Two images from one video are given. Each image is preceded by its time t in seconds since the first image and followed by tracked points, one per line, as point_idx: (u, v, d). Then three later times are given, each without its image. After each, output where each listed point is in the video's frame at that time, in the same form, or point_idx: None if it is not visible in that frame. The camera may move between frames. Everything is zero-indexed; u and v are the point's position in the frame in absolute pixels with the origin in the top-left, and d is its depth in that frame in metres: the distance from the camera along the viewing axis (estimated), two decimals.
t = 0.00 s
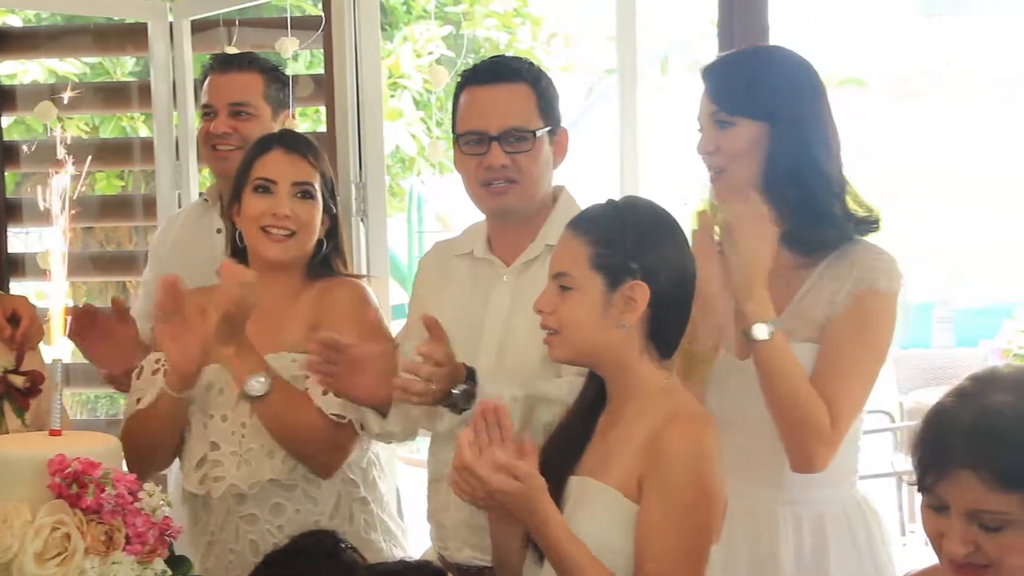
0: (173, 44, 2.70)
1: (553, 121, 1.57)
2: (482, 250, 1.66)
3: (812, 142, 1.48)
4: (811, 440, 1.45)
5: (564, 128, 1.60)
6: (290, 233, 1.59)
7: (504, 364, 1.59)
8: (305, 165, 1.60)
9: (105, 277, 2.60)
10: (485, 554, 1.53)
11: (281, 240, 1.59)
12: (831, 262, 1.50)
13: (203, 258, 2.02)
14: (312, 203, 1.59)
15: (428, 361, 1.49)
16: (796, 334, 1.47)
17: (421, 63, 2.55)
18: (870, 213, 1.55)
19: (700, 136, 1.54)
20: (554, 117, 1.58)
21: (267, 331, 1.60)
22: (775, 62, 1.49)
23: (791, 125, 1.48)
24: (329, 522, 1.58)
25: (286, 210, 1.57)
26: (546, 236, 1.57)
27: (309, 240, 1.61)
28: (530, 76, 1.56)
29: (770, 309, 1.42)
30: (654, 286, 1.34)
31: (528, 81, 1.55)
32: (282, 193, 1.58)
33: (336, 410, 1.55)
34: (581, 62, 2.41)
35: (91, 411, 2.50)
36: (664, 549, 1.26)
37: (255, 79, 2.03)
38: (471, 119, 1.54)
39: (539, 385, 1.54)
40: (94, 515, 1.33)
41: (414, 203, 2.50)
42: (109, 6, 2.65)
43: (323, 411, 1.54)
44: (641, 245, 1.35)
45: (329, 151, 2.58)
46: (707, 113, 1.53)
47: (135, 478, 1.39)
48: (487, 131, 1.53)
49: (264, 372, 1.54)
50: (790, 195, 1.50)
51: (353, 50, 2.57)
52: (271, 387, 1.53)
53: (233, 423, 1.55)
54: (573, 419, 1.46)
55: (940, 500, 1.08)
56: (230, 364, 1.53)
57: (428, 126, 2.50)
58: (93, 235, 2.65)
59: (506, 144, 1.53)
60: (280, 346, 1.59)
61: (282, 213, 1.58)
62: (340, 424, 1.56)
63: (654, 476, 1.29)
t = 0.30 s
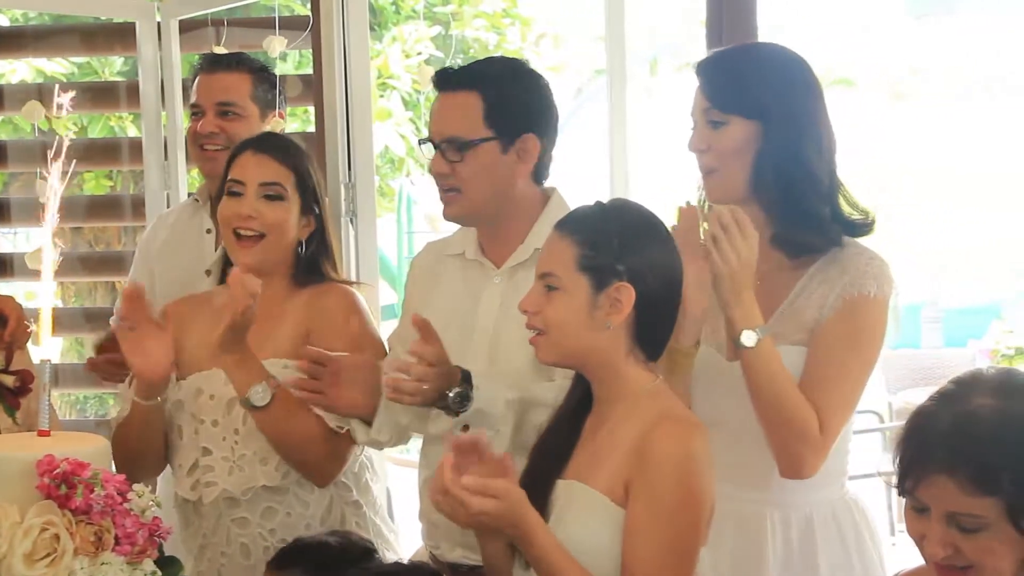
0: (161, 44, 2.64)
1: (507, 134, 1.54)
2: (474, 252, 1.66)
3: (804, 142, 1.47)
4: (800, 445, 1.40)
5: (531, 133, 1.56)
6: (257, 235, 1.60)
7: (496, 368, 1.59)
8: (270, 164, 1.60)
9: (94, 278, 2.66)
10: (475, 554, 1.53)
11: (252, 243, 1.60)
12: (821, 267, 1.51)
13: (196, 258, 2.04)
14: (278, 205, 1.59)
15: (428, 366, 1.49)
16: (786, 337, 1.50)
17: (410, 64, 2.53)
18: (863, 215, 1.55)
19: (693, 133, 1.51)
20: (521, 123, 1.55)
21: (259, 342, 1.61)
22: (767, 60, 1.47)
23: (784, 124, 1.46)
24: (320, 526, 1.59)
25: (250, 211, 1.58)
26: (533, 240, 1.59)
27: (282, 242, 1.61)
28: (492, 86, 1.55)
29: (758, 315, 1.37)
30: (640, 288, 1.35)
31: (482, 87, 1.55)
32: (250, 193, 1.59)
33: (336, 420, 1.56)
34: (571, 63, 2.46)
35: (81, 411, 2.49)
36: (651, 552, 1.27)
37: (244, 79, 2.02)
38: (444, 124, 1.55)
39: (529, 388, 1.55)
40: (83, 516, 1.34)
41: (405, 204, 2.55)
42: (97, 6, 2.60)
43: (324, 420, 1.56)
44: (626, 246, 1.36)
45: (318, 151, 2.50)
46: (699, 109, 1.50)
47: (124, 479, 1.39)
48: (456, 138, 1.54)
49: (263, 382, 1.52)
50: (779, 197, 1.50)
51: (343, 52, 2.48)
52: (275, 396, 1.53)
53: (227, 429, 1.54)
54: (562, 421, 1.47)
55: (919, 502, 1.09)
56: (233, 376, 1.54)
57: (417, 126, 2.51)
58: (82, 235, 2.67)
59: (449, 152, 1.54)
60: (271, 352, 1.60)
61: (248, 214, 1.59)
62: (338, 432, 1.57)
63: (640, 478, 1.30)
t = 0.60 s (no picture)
0: (166, 44, 2.62)
1: (505, 137, 1.54)
2: (480, 251, 1.66)
3: (866, 142, 1.48)
4: (807, 449, 1.40)
5: (531, 134, 1.56)
6: (256, 239, 1.61)
7: (499, 369, 1.58)
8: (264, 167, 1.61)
9: (99, 277, 2.67)
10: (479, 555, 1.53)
11: (251, 246, 1.61)
12: (839, 268, 1.52)
13: (200, 258, 2.05)
14: (275, 207, 1.60)
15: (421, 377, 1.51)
16: (800, 338, 1.50)
17: (415, 64, 2.56)
18: (903, 227, 1.55)
19: (760, 115, 1.48)
20: (521, 125, 1.55)
21: (266, 343, 1.62)
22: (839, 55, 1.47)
23: (852, 121, 1.47)
24: (326, 527, 1.59)
25: (247, 215, 1.59)
26: (538, 239, 1.58)
27: (281, 244, 1.62)
28: (491, 86, 1.54)
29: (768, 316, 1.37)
30: (645, 286, 1.36)
31: (478, 89, 1.55)
32: (247, 198, 1.60)
33: (339, 429, 1.55)
34: (572, 64, 2.49)
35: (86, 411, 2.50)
36: (654, 552, 1.28)
37: (249, 79, 2.01)
38: (447, 125, 1.55)
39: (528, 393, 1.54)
40: (89, 515, 1.34)
41: (409, 205, 2.57)
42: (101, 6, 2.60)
43: (323, 428, 1.54)
44: (631, 244, 1.36)
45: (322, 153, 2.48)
46: (772, 94, 1.47)
47: (130, 478, 1.40)
48: (457, 139, 1.54)
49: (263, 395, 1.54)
50: (831, 196, 1.51)
51: (348, 48, 2.46)
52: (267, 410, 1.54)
53: (233, 431, 1.58)
54: (566, 421, 1.47)
55: (929, 487, 1.09)
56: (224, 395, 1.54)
57: (422, 125, 2.54)
58: (87, 235, 2.70)
59: (449, 156, 1.54)
60: (279, 353, 1.60)
61: (245, 219, 1.59)
62: (342, 441, 1.56)
63: (644, 477, 1.31)
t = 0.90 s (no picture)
0: (179, 45, 2.65)
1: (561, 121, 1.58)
2: (493, 249, 1.66)
3: (884, 126, 1.60)
4: (832, 448, 1.41)
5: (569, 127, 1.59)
6: (263, 237, 1.62)
7: (511, 364, 1.58)
8: (271, 165, 1.61)
9: (113, 277, 2.67)
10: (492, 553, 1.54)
11: (261, 242, 1.63)
12: (858, 267, 1.56)
13: (210, 256, 2.05)
14: (282, 204, 1.61)
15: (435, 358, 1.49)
16: (824, 336, 1.53)
17: (427, 64, 2.56)
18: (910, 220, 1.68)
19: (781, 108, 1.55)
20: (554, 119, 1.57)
21: (282, 335, 1.64)
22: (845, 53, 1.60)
23: (871, 112, 1.58)
24: (341, 522, 1.61)
25: (255, 214, 1.61)
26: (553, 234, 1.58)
27: (291, 239, 1.63)
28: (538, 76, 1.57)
29: (790, 315, 1.39)
30: (660, 286, 1.36)
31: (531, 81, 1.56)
32: (254, 196, 1.61)
33: (348, 414, 1.57)
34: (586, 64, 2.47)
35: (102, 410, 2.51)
36: (672, 551, 1.28)
37: (260, 81, 2.02)
38: (477, 119, 1.56)
39: (540, 384, 1.54)
40: (103, 514, 1.35)
41: (421, 205, 2.55)
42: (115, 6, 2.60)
43: (335, 414, 1.57)
44: (646, 244, 1.37)
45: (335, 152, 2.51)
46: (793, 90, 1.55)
47: (144, 477, 1.41)
48: (493, 130, 1.55)
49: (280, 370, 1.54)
50: (864, 178, 1.61)
51: (360, 51, 2.49)
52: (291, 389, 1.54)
53: (248, 423, 1.60)
54: (582, 420, 1.47)
55: (950, 478, 1.10)
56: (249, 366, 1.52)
57: (434, 126, 2.55)
58: (101, 234, 2.71)
59: (514, 143, 1.55)
60: (292, 346, 1.63)
61: (252, 217, 1.61)
62: (352, 428, 1.58)
63: (661, 475, 1.31)
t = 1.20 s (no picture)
0: (214, 45, 2.70)
1: (574, 132, 1.62)
2: (532, 249, 1.72)
3: (903, 119, 1.58)
4: (875, 444, 1.45)
5: (598, 128, 1.64)
6: (306, 236, 1.65)
7: (552, 364, 1.64)
8: (314, 165, 1.65)
9: (150, 276, 2.65)
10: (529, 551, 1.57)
11: (301, 242, 1.65)
12: (892, 262, 1.55)
13: (244, 257, 2.05)
14: (323, 203, 1.64)
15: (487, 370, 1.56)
16: (859, 334, 1.55)
17: (461, 64, 2.54)
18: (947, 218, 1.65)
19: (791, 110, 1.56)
20: (582, 123, 1.63)
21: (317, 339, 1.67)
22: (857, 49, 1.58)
23: (891, 105, 1.56)
24: (378, 523, 1.65)
25: (298, 211, 1.63)
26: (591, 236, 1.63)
27: (331, 239, 1.66)
28: (559, 84, 1.62)
29: (834, 311, 1.44)
30: (698, 288, 1.36)
31: (555, 85, 1.62)
32: (295, 194, 1.64)
33: (388, 419, 1.59)
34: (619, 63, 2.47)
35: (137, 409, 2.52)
36: (708, 553, 1.28)
37: (290, 82, 2.02)
38: (508, 122, 1.64)
39: (582, 387, 1.59)
40: (141, 511, 1.36)
41: (455, 204, 2.56)
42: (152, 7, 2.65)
43: (375, 419, 1.59)
44: (683, 247, 1.36)
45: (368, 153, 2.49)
46: (805, 89, 1.55)
47: (181, 475, 1.42)
48: (516, 135, 1.63)
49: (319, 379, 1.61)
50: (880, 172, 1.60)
51: (395, 58, 2.47)
52: (332, 393, 1.60)
53: (286, 429, 1.61)
54: (618, 422, 1.47)
55: (1002, 460, 1.15)
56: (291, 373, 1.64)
57: (468, 125, 2.53)
58: (137, 234, 2.68)
59: (519, 151, 1.62)
60: (327, 351, 1.65)
61: (296, 216, 1.64)
62: (392, 432, 1.60)
63: (698, 477, 1.31)
